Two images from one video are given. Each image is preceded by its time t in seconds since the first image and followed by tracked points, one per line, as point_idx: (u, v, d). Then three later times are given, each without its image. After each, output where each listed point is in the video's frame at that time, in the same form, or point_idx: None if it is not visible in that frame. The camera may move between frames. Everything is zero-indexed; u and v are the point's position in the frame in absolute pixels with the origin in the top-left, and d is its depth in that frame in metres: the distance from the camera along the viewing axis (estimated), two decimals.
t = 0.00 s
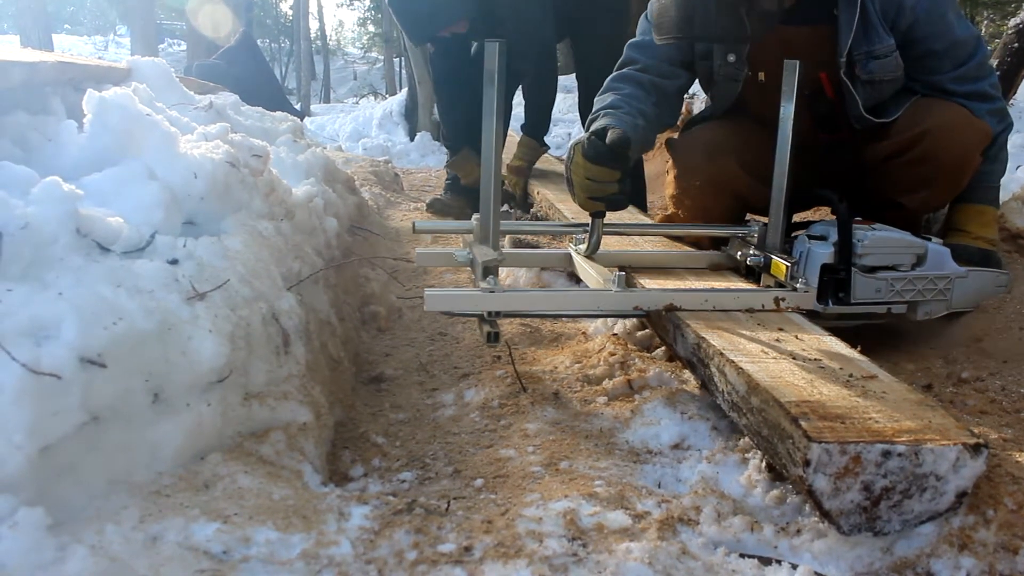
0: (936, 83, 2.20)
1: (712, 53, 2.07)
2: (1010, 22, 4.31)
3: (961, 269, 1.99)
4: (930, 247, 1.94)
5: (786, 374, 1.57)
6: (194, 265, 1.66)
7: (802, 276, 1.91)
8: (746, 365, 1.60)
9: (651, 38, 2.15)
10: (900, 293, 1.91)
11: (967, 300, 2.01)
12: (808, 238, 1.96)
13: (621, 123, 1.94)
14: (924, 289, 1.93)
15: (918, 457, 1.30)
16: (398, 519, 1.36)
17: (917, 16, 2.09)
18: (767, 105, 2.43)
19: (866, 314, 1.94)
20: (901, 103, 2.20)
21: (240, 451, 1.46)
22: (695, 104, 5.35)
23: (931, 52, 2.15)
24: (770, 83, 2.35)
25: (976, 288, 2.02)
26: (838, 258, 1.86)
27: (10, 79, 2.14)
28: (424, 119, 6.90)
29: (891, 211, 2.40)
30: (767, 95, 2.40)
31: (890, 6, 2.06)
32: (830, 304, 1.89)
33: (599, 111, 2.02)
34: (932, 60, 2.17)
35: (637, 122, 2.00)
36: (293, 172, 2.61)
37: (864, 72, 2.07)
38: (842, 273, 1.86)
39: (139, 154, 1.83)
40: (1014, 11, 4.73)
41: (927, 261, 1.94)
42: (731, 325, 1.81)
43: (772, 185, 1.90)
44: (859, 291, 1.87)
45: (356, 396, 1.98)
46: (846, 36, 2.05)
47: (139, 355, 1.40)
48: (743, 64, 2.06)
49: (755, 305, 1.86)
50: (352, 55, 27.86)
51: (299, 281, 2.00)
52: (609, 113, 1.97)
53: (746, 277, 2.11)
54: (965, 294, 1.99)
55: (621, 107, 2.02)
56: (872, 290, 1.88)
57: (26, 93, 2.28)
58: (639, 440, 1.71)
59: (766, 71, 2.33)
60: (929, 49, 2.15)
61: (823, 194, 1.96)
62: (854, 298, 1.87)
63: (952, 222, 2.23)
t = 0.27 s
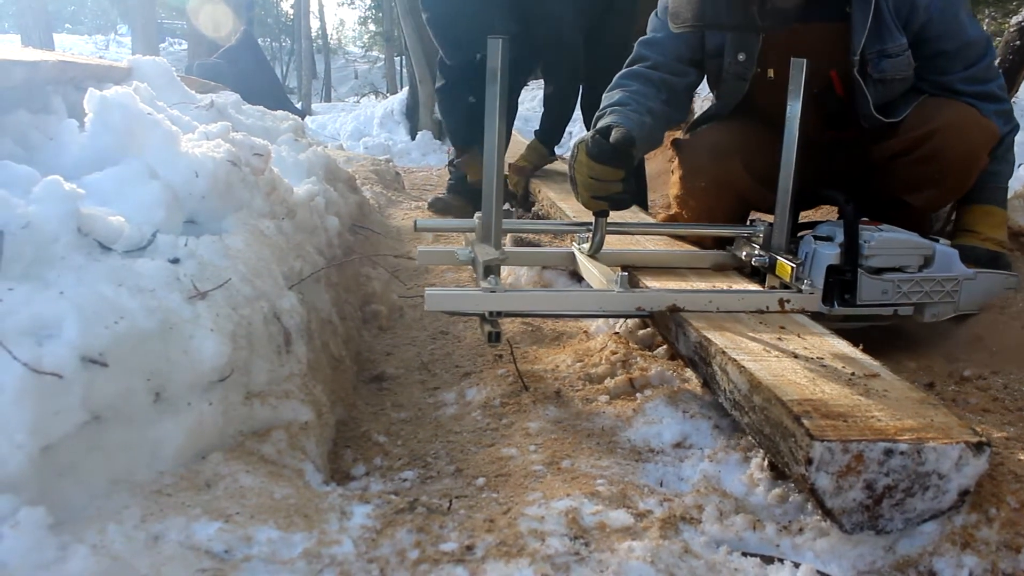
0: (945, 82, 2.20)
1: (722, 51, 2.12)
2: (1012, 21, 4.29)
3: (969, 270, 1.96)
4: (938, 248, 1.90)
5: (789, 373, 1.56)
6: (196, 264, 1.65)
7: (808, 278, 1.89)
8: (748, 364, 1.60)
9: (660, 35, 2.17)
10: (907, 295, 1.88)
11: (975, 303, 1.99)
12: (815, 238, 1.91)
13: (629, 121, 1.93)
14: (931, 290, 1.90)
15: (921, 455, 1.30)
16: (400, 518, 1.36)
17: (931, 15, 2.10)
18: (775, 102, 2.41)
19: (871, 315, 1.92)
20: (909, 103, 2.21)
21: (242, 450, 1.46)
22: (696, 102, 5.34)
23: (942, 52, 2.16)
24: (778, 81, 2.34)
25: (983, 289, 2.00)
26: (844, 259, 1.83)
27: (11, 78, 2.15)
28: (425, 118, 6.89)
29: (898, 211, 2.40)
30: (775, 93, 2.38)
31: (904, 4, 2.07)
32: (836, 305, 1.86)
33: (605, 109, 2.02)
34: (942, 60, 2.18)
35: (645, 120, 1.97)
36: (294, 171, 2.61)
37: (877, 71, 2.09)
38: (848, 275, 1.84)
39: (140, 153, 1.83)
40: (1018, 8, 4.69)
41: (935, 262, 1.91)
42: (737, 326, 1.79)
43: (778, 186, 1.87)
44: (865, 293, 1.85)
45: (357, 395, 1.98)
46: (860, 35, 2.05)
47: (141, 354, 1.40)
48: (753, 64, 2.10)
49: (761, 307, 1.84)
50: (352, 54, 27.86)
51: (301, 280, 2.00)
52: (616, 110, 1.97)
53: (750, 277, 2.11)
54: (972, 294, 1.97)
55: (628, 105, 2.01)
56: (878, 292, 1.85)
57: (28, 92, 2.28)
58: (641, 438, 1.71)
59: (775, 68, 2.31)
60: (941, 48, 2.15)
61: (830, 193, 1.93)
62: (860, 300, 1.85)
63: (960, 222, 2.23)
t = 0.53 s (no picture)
0: (949, 86, 2.20)
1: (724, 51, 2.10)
2: (1013, 22, 4.29)
3: (978, 274, 1.91)
4: (945, 251, 1.86)
5: (790, 374, 1.56)
6: (197, 266, 1.65)
7: (812, 281, 1.86)
8: (750, 365, 1.59)
9: (662, 32, 2.16)
10: (913, 299, 1.84)
11: (983, 306, 1.94)
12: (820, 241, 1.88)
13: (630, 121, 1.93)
14: (938, 294, 1.86)
15: (923, 457, 1.29)
16: (401, 519, 1.36)
17: (935, 17, 2.09)
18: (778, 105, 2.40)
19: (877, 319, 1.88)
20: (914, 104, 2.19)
21: (243, 452, 1.46)
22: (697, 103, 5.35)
23: (946, 54, 2.15)
24: (782, 82, 2.32)
25: (993, 293, 1.95)
26: (849, 263, 1.79)
27: (12, 80, 2.15)
28: (426, 120, 6.89)
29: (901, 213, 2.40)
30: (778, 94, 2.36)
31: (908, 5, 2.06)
32: (841, 309, 1.83)
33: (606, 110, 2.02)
34: (946, 62, 2.17)
35: (648, 119, 1.97)
36: (295, 172, 2.61)
37: (881, 72, 2.07)
38: (853, 278, 1.80)
39: (141, 154, 1.83)
40: (1018, 9, 4.70)
41: (942, 266, 1.87)
42: (742, 330, 1.78)
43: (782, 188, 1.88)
44: (871, 296, 1.81)
45: (358, 396, 1.98)
46: (865, 37, 2.04)
47: (141, 356, 1.40)
48: (755, 64, 2.08)
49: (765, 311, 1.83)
50: (353, 56, 27.89)
51: (302, 282, 2.01)
52: (618, 110, 1.97)
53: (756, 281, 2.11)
54: (980, 299, 1.92)
55: (630, 104, 2.00)
56: (884, 296, 1.81)
57: (29, 94, 2.28)
58: (643, 440, 1.71)
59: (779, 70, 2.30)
60: (945, 50, 2.15)
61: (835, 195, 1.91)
62: (865, 304, 1.81)
63: (967, 226, 2.22)
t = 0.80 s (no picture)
0: (951, 86, 2.19)
1: (728, 55, 2.16)
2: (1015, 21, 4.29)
3: (982, 274, 1.90)
4: (950, 250, 1.85)
5: (792, 374, 1.56)
6: (199, 265, 1.65)
7: (820, 282, 1.87)
8: (751, 364, 1.59)
9: (667, 37, 2.15)
10: (919, 299, 1.82)
11: (987, 305, 1.93)
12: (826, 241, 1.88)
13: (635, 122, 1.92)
14: (943, 294, 1.85)
15: (924, 456, 1.29)
16: (403, 518, 1.36)
17: (938, 18, 2.10)
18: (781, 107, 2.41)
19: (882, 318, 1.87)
20: (917, 104, 2.20)
21: (244, 451, 1.46)
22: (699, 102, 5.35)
23: (949, 54, 2.15)
24: (785, 83, 2.33)
25: (998, 292, 1.93)
26: (855, 263, 1.79)
27: (13, 79, 2.15)
28: (428, 119, 6.88)
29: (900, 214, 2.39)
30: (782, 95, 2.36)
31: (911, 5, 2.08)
32: (847, 310, 1.81)
33: (610, 112, 2.01)
34: (949, 63, 2.17)
35: (652, 122, 1.97)
36: (296, 171, 2.61)
37: (886, 73, 2.11)
38: (859, 278, 1.79)
39: (143, 153, 1.83)
40: (1020, 8, 4.72)
41: (947, 265, 1.85)
42: (749, 331, 1.77)
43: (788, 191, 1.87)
44: (877, 297, 1.79)
45: (359, 396, 1.97)
46: (869, 37, 2.08)
47: (143, 355, 1.40)
48: (760, 68, 2.14)
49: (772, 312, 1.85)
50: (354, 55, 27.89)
51: (303, 281, 2.00)
52: (622, 113, 1.97)
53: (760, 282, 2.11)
54: (985, 298, 1.91)
55: (634, 107, 2.00)
56: (889, 295, 1.80)
57: (30, 93, 2.28)
58: (644, 439, 1.70)
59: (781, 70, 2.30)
60: (947, 51, 2.15)
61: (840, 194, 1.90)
62: (871, 304, 1.79)
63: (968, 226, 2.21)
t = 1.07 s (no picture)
0: (959, 90, 2.20)
1: (739, 55, 2.15)
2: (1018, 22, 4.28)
3: (992, 279, 1.89)
4: (960, 256, 1.85)
5: (795, 376, 1.56)
6: (202, 266, 1.65)
7: (826, 286, 1.85)
8: (755, 366, 1.59)
9: (678, 33, 2.15)
10: (927, 304, 1.83)
11: (999, 313, 1.92)
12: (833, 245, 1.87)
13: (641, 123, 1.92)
14: (952, 300, 1.85)
15: (929, 459, 1.29)
16: (405, 519, 1.36)
17: (949, 22, 2.08)
18: (789, 106, 2.42)
19: (890, 325, 1.87)
20: (925, 105, 2.20)
21: (247, 452, 1.46)
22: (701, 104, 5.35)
23: (958, 58, 2.15)
24: (794, 83, 2.34)
25: (1010, 300, 1.92)
26: (863, 267, 1.79)
27: (17, 79, 2.15)
28: (430, 117, 6.82)
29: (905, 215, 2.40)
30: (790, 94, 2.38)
31: (922, 7, 2.06)
32: (854, 314, 1.83)
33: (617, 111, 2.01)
34: (958, 67, 2.17)
35: (659, 122, 1.97)
36: (299, 172, 2.61)
37: (895, 76, 2.10)
38: (867, 283, 1.79)
39: (146, 154, 1.83)
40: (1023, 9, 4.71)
41: (957, 270, 1.85)
42: (752, 336, 1.76)
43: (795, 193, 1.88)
44: (885, 302, 1.80)
45: (362, 397, 1.98)
46: (880, 40, 2.06)
47: (145, 355, 1.40)
48: (768, 67, 2.13)
49: (777, 316, 1.83)
50: (355, 56, 27.90)
51: (306, 282, 2.01)
52: (630, 111, 1.96)
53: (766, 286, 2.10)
54: (996, 305, 1.90)
55: (641, 105, 2.00)
56: (898, 301, 1.80)
57: (34, 93, 2.29)
58: (647, 441, 1.70)
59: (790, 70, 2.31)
60: (956, 55, 2.14)
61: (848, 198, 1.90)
62: (879, 309, 1.80)
63: (981, 231, 2.14)
